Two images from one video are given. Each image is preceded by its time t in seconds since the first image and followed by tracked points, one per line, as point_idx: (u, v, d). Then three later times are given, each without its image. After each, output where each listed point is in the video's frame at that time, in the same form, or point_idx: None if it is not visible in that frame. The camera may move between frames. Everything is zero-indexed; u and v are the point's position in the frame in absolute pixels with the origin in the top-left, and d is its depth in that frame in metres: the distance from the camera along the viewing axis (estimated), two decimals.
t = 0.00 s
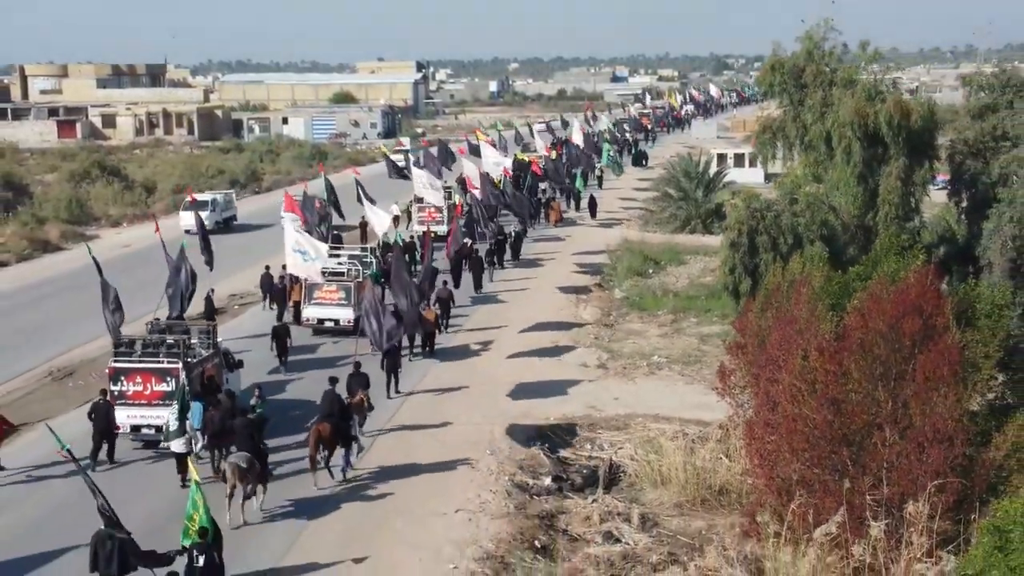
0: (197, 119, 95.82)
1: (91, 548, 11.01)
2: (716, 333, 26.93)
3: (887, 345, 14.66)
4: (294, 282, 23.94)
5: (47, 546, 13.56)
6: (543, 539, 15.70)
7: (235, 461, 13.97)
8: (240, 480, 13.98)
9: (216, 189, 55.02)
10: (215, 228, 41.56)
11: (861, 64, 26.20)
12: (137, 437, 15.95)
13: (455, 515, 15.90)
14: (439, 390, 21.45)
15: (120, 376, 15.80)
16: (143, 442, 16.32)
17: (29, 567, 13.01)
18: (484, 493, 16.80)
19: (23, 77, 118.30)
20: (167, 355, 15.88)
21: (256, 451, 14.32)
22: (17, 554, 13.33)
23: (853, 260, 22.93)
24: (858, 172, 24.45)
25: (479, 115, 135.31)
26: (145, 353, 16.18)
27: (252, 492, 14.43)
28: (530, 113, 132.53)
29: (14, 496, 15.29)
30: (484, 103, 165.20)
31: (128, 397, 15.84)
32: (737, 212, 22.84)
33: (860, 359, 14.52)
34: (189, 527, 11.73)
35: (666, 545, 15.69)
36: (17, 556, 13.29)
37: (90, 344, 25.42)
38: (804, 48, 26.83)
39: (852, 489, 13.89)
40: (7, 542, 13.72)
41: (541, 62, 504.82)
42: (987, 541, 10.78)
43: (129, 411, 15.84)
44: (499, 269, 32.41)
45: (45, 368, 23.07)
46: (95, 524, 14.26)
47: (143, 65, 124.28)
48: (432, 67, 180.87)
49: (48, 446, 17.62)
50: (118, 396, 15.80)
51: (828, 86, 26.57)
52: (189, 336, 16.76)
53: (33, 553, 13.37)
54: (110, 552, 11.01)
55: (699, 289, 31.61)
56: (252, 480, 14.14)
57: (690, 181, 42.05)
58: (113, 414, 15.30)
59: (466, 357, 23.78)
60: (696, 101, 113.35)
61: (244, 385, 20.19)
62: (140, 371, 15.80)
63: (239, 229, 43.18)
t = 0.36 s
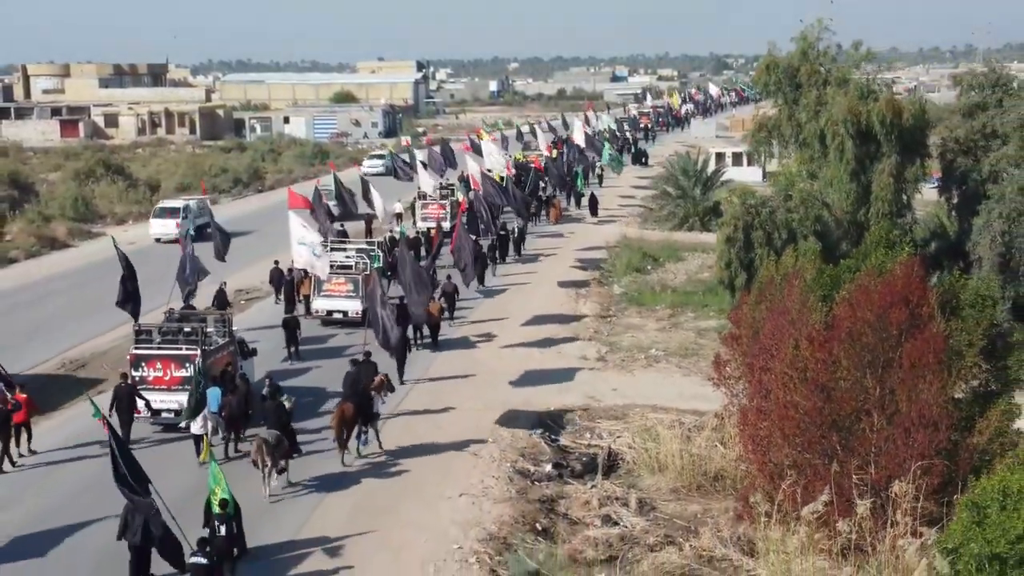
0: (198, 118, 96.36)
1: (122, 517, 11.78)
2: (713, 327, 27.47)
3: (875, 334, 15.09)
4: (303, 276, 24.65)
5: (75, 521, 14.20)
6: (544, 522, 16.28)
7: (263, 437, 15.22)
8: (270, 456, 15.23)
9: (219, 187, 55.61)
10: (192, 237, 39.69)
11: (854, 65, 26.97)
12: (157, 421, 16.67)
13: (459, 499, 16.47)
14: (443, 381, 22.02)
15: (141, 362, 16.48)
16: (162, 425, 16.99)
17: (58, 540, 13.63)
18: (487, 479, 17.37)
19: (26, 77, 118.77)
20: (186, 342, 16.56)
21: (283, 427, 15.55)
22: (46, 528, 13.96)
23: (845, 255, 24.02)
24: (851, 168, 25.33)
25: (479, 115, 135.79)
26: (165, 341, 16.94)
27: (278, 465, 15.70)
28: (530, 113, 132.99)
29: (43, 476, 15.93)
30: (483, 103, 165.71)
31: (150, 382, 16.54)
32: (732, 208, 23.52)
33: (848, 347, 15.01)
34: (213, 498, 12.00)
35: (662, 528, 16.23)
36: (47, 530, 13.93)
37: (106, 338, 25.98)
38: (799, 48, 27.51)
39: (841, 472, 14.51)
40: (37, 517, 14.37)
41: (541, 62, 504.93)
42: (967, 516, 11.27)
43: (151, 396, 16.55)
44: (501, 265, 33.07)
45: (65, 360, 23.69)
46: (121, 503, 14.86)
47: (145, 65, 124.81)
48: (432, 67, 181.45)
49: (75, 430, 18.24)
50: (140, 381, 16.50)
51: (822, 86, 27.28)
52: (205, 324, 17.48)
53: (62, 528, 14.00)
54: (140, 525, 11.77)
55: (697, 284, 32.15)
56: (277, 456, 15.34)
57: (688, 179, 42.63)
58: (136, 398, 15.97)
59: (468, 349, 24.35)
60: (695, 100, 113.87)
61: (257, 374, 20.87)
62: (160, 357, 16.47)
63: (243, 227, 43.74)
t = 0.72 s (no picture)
0: (200, 117, 96.98)
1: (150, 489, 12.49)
2: (710, 321, 28.01)
3: (865, 324, 15.52)
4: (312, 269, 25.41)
5: (100, 499, 14.78)
6: (545, 507, 16.85)
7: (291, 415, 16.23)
8: (295, 432, 16.27)
9: (223, 186, 56.19)
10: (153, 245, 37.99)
11: (847, 64, 27.77)
12: (174, 406, 17.29)
13: (462, 484, 17.04)
14: (446, 373, 22.58)
15: (160, 349, 17.07)
16: (181, 410, 17.62)
17: (84, 516, 14.22)
18: (489, 465, 17.94)
19: (27, 77, 119.27)
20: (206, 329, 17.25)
21: (310, 406, 16.47)
22: (72, 506, 14.54)
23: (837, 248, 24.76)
24: (845, 163, 26.32)
25: (479, 114, 136.35)
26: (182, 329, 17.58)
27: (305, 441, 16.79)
28: (530, 113, 133.56)
29: (69, 457, 16.51)
30: (484, 103, 166.28)
31: (168, 368, 17.12)
32: (728, 203, 24.62)
33: (839, 335, 15.48)
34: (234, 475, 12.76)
35: (659, 512, 16.77)
36: (72, 507, 14.52)
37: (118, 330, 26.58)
38: (794, 48, 28.23)
39: (830, 455, 15.13)
40: (63, 495, 14.96)
41: (541, 62, 505.21)
42: (949, 494, 11.81)
43: (169, 382, 17.13)
44: (502, 260, 33.63)
45: (80, 350, 24.29)
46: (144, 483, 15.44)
47: (147, 64, 125.42)
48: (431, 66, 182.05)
49: (98, 414, 18.79)
50: (160, 367, 17.06)
51: (817, 85, 28.05)
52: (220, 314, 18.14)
53: (88, 505, 14.58)
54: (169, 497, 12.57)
55: (695, 280, 32.67)
56: (305, 431, 16.39)
57: (686, 177, 43.16)
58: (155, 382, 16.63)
59: (471, 342, 24.88)
60: (695, 100, 114.35)
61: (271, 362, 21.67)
62: (179, 345, 17.10)
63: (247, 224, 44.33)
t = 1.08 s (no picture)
0: (202, 117, 97.54)
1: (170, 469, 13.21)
2: (707, 316, 28.54)
3: (855, 316, 16.04)
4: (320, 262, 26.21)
5: (122, 480, 15.54)
6: (546, 493, 17.37)
7: (313, 397, 17.28)
8: (316, 413, 17.29)
9: (226, 184, 56.74)
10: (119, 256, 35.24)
11: (841, 64, 28.43)
12: (190, 392, 18.04)
13: (465, 471, 17.56)
14: (448, 365, 23.13)
15: (178, 338, 17.83)
16: (197, 398, 18.34)
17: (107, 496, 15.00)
18: (491, 454, 18.46)
19: (30, 76, 119.66)
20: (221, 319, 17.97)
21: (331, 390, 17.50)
22: (93, 487, 15.27)
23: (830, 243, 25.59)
24: (839, 160, 27.14)
25: (479, 114, 136.83)
26: (199, 318, 18.30)
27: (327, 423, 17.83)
28: (529, 113, 134.02)
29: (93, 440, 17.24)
30: (483, 102, 166.74)
31: (185, 356, 17.89)
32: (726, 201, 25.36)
33: (830, 326, 15.98)
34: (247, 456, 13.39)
35: (656, 498, 17.29)
36: (92, 488, 15.25)
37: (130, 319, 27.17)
38: (790, 48, 28.86)
39: (821, 442, 15.61)
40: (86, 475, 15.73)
41: (541, 62, 505.06)
42: (933, 475, 12.30)
43: (186, 369, 17.92)
44: (504, 256, 34.20)
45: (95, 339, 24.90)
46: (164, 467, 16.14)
47: (148, 64, 125.97)
48: (431, 66, 182.55)
49: (117, 401, 19.47)
50: (177, 355, 17.82)
51: (812, 84, 28.70)
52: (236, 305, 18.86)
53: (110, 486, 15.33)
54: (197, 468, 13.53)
55: (693, 276, 33.19)
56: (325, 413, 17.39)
57: (685, 175, 43.72)
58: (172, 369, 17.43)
59: (473, 335, 25.41)
60: (695, 100, 114.82)
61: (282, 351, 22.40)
62: (195, 333, 17.82)
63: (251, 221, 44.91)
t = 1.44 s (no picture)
0: (203, 116, 97.95)
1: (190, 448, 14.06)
2: (705, 311, 28.99)
3: (848, 309, 16.55)
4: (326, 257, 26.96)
5: (140, 466, 16.26)
6: (546, 481, 17.85)
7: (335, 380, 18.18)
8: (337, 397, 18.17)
9: (229, 182, 57.20)
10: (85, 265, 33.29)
11: (835, 64, 29.03)
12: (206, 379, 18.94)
13: (468, 459, 18.04)
14: (451, 358, 23.66)
15: (193, 327, 18.75)
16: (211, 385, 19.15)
17: (124, 480, 15.76)
18: (493, 443, 18.94)
19: (30, 76, 119.99)
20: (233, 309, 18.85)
21: (354, 372, 18.51)
22: (115, 471, 16.03)
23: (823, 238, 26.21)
24: (833, 158, 27.86)
25: (479, 113, 137.16)
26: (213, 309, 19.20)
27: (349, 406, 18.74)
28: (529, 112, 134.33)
29: (110, 425, 17.96)
30: (483, 101, 167.11)
31: (200, 345, 18.87)
32: (722, 197, 26.27)
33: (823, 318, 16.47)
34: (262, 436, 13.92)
35: (653, 485, 17.78)
36: (114, 472, 16.02)
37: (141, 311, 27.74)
38: (786, 48, 29.46)
39: (812, 430, 16.10)
40: (104, 458, 16.49)
41: (541, 61, 505.27)
42: (919, 457, 12.77)
43: (200, 356, 18.86)
44: (505, 252, 34.74)
45: (105, 332, 25.43)
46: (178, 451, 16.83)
47: (149, 63, 126.39)
48: (431, 65, 182.85)
49: (132, 389, 20.13)
50: (191, 344, 18.79)
51: (808, 83, 29.32)
52: (247, 297, 19.68)
53: (126, 471, 16.07)
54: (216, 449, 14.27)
55: (691, 272, 33.66)
56: (349, 396, 18.40)
57: (683, 173, 44.20)
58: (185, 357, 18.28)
59: (475, 329, 25.90)
60: (695, 99, 115.13)
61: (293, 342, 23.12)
62: (209, 323, 18.75)
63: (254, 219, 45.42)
